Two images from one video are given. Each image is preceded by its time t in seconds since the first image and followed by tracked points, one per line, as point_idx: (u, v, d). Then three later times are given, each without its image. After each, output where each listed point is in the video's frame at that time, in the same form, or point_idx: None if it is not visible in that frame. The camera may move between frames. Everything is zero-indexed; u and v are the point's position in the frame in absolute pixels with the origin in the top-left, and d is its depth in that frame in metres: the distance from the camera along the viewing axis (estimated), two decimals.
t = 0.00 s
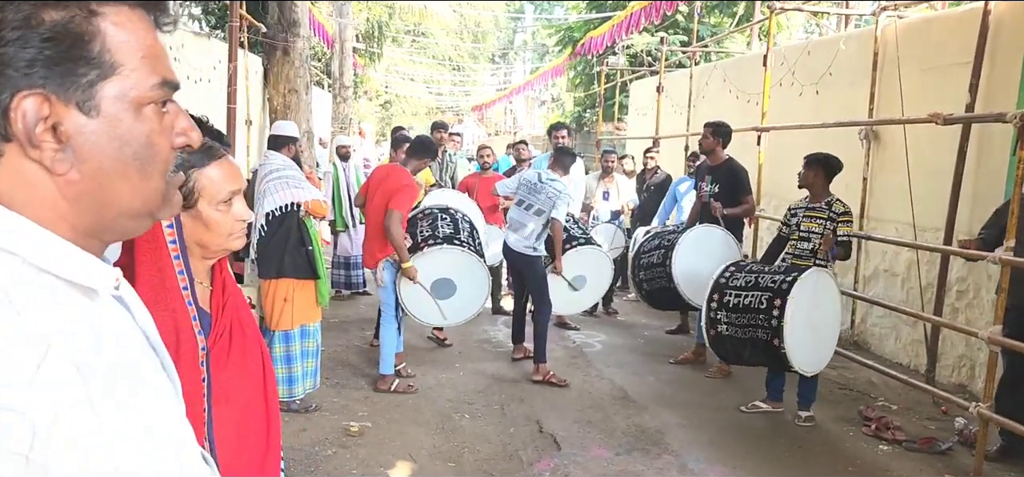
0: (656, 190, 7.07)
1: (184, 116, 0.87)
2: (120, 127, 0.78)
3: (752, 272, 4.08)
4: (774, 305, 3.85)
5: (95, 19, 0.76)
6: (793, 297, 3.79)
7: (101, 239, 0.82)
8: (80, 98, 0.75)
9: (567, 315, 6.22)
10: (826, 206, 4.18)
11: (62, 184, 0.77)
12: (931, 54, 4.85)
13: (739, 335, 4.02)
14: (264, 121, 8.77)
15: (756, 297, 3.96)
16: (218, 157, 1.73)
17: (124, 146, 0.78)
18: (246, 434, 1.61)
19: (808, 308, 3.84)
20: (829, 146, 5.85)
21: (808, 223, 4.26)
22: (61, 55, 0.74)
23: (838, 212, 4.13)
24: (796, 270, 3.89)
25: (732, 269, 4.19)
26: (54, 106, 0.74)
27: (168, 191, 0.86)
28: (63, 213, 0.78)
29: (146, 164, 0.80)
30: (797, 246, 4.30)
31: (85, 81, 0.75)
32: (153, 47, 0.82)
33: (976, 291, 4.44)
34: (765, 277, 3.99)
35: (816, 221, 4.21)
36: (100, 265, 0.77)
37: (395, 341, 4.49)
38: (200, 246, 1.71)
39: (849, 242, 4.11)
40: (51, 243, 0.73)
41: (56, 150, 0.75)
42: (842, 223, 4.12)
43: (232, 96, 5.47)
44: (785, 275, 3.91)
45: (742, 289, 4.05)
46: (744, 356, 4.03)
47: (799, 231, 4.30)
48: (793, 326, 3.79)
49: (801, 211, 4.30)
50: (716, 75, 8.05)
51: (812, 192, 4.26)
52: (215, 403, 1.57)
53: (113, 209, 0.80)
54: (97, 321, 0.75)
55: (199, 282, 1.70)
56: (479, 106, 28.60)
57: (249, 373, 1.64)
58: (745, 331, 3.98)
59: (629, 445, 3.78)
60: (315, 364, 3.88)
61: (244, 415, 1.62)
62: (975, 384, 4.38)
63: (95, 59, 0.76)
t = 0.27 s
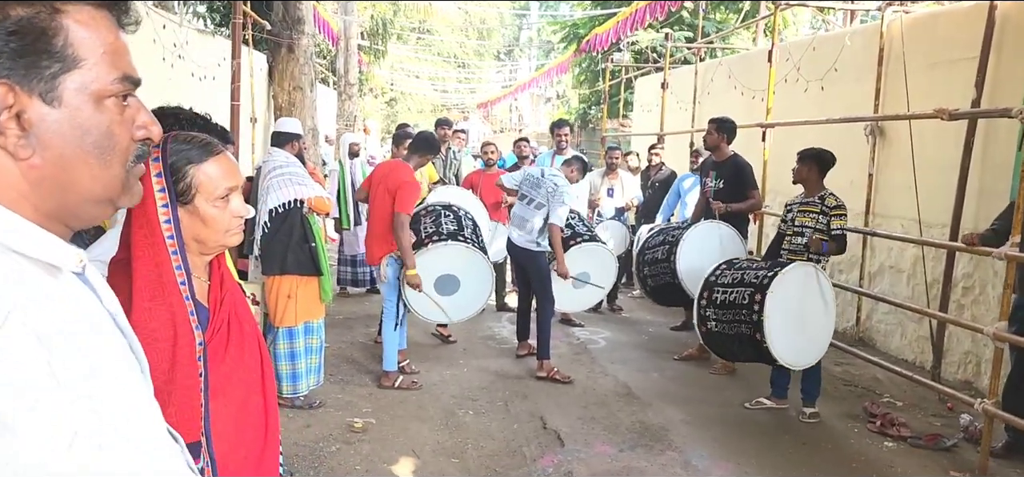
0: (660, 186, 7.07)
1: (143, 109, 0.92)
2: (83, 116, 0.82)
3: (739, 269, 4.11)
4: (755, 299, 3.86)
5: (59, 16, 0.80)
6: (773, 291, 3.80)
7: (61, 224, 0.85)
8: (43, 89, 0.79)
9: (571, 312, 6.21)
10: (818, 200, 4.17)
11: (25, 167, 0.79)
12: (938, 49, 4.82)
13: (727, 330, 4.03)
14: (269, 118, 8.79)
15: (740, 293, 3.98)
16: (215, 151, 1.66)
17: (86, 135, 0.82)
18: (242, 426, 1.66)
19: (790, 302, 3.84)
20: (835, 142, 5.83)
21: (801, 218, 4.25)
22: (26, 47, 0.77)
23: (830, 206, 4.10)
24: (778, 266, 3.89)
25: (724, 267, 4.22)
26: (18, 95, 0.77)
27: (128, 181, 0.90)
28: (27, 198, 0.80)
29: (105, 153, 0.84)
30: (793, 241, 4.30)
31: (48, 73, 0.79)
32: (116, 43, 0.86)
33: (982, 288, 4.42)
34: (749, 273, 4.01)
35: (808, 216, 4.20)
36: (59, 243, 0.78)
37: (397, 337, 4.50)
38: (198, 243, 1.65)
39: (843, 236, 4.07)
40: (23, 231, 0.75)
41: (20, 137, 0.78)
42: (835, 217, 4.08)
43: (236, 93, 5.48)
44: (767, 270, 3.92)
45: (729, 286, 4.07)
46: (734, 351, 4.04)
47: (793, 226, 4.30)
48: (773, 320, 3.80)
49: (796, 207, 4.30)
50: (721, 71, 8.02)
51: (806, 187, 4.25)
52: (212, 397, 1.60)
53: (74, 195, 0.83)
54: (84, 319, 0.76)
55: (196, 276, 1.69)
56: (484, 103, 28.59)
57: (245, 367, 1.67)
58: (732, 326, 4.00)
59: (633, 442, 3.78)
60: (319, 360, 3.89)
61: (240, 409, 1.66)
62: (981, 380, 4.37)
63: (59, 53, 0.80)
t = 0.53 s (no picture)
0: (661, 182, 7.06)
1: (121, 120, 0.98)
2: (64, 119, 0.88)
3: (734, 262, 4.12)
4: (745, 292, 3.87)
5: (52, 25, 0.88)
6: (762, 283, 3.80)
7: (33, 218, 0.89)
8: (27, 90, 0.85)
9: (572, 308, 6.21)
10: (814, 195, 4.17)
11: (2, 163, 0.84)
12: (938, 43, 4.81)
13: (719, 323, 4.05)
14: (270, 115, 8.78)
15: (731, 286, 3.99)
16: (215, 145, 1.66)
17: (67, 137, 0.88)
18: (242, 421, 1.65)
19: (780, 295, 3.82)
20: (835, 137, 5.82)
21: (797, 213, 4.25)
22: (17, 49, 0.83)
23: (825, 200, 4.10)
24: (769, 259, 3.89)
25: (719, 260, 4.23)
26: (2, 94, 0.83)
27: (100, 185, 0.96)
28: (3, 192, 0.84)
29: (80, 156, 0.90)
30: (788, 236, 4.30)
31: (34, 77, 0.85)
32: (102, 57, 0.93)
33: (984, 282, 4.41)
34: (742, 267, 4.02)
35: (804, 210, 4.20)
36: (34, 231, 0.80)
37: (400, 334, 4.50)
38: (197, 237, 1.65)
39: (838, 232, 4.04)
40: (5, 226, 0.77)
41: None
42: (830, 211, 4.08)
43: (236, 90, 5.48)
44: (759, 264, 3.92)
45: (723, 279, 4.09)
46: (727, 344, 4.06)
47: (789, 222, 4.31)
48: (762, 312, 3.80)
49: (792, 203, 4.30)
50: (722, 67, 8.00)
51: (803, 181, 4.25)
52: (212, 391, 1.58)
53: (47, 192, 0.88)
54: (77, 327, 0.79)
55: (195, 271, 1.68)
56: (485, 100, 28.53)
57: (244, 361, 1.67)
58: (726, 318, 4.01)
59: (634, 437, 3.78)
60: (320, 356, 3.91)
61: (240, 403, 1.65)
62: (982, 376, 4.36)
63: (47, 59, 0.86)
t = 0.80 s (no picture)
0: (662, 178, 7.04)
1: (113, 124, 0.99)
2: (53, 117, 0.88)
3: (735, 258, 4.12)
4: (747, 288, 3.87)
5: (50, 27, 0.90)
6: (764, 279, 3.80)
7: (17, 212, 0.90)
8: (20, 86, 0.86)
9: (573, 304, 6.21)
10: (813, 190, 4.16)
11: None
12: (939, 38, 4.79)
13: (721, 319, 4.04)
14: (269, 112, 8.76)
15: (733, 282, 3.99)
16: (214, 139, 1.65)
17: (55, 136, 0.89)
18: (243, 416, 1.64)
19: (783, 290, 3.82)
20: (835, 133, 5.81)
21: (797, 208, 4.25)
22: (13, 47, 0.85)
23: (824, 195, 4.09)
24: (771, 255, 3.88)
25: (720, 257, 4.23)
26: None
27: (84, 185, 0.96)
28: None
29: (66, 155, 0.91)
30: (787, 231, 4.29)
31: (27, 74, 0.86)
32: (97, 61, 0.95)
33: (984, 278, 4.41)
34: (743, 263, 4.02)
35: (803, 205, 4.20)
36: (15, 223, 0.83)
37: (398, 329, 4.49)
38: (197, 231, 1.64)
39: (838, 226, 4.04)
40: None
41: None
42: (830, 206, 4.07)
43: (235, 86, 5.46)
44: (761, 260, 3.92)
45: (724, 275, 4.08)
46: (728, 341, 4.05)
47: (789, 217, 4.30)
48: (765, 308, 3.79)
49: (792, 198, 4.29)
50: (722, 62, 7.98)
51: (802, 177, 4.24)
52: (213, 386, 1.56)
53: (31, 187, 0.88)
54: (72, 328, 0.84)
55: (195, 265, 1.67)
56: (485, 96, 28.47)
57: (244, 356, 1.66)
58: (727, 314, 4.00)
59: (635, 433, 3.78)
60: (320, 353, 3.91)
61: (240, 398, 1.64)
62: (982, 371, 4.37)
63: (41, 58, 0.88)
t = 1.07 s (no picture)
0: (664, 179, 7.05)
1: (115, 134, 0.98)
2: (51, 125, 0.87)
3: (741, 260, 4.11)
4: (757, 289, 3.86)
5: (54, 36, 0.89)
6: (775, 280, 3.80)
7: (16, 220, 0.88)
8: (20, 94, 0.84)
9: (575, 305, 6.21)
10: (817, 191, 4.16)
11: None
12: (941, 38, 4.79)
13: (729, 321, 4.03)
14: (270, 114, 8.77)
15: (741, 284, 3.98)
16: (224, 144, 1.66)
17: (53, 145, 0.87)
18: (251, 419, 1.65)
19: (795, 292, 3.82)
20: (838, 133, 5.81)
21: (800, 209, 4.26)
22: (14, 55, 0.84)
23: (829, 197, 4.09)
24: (780, 255, 3.89)
25: (724, 259, 4.22)
26: None
27: (83, 196, 0.94)
28: None
29: (65, 165, 0.89)
30: (791, 232, 4.31)
31: (28, 83, 0.85)
32: (102, 71, 0.93)
33: (987, 278, 4.41)
34: (751, 264, 4.01)
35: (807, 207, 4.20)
36: (18, 228, 0.82)
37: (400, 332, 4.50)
38: (205, 235, 1.65)
39: (841, 226, 4.05)
40: None
41: None
42: (833, 208, 4.07)
43: (237, 88, 5.47)
44: (770, 261, 3.92)
45: (731, 277, 4.07)
46: (737, 343, 4.04)
47: (793, 218, 4.31)
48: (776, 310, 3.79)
49: (795, 199, 4.31)
50: (724, 62, 7.98)
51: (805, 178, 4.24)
52: (223, 389, 1.56)
53: (30, 195, 0.87)
54: (73, 330, 0.81)
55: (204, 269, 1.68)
56: (485, 97, 28.48)
57: (252, 359, 1.66)
58: (735, 316, 3.99)
59: (639, 435, 3.78)
60: (323, 355, 3.91)
61: (249, 401, 1.64)
62: (986, 371, 4.36)
63: (43, 67, 0.86)
